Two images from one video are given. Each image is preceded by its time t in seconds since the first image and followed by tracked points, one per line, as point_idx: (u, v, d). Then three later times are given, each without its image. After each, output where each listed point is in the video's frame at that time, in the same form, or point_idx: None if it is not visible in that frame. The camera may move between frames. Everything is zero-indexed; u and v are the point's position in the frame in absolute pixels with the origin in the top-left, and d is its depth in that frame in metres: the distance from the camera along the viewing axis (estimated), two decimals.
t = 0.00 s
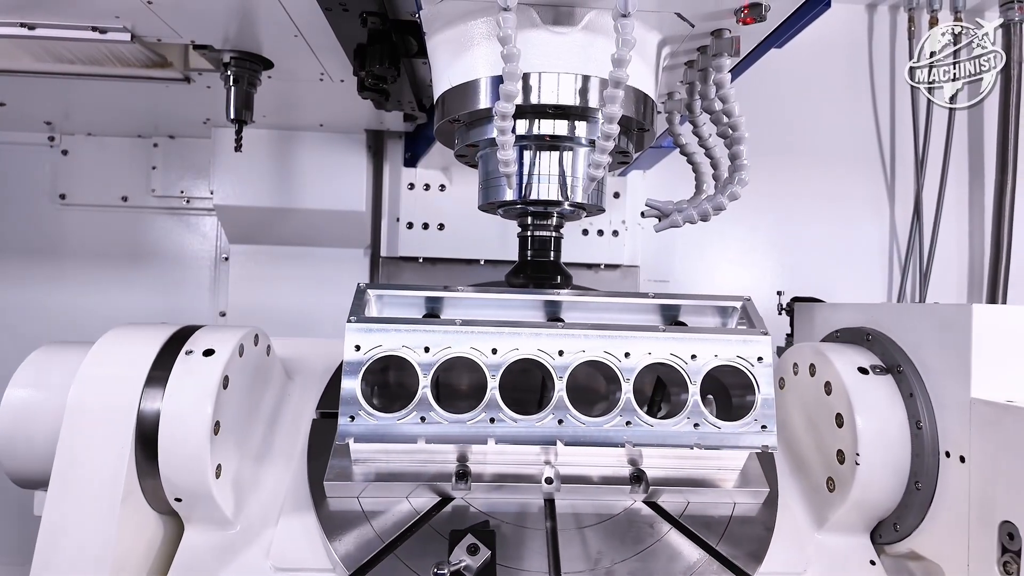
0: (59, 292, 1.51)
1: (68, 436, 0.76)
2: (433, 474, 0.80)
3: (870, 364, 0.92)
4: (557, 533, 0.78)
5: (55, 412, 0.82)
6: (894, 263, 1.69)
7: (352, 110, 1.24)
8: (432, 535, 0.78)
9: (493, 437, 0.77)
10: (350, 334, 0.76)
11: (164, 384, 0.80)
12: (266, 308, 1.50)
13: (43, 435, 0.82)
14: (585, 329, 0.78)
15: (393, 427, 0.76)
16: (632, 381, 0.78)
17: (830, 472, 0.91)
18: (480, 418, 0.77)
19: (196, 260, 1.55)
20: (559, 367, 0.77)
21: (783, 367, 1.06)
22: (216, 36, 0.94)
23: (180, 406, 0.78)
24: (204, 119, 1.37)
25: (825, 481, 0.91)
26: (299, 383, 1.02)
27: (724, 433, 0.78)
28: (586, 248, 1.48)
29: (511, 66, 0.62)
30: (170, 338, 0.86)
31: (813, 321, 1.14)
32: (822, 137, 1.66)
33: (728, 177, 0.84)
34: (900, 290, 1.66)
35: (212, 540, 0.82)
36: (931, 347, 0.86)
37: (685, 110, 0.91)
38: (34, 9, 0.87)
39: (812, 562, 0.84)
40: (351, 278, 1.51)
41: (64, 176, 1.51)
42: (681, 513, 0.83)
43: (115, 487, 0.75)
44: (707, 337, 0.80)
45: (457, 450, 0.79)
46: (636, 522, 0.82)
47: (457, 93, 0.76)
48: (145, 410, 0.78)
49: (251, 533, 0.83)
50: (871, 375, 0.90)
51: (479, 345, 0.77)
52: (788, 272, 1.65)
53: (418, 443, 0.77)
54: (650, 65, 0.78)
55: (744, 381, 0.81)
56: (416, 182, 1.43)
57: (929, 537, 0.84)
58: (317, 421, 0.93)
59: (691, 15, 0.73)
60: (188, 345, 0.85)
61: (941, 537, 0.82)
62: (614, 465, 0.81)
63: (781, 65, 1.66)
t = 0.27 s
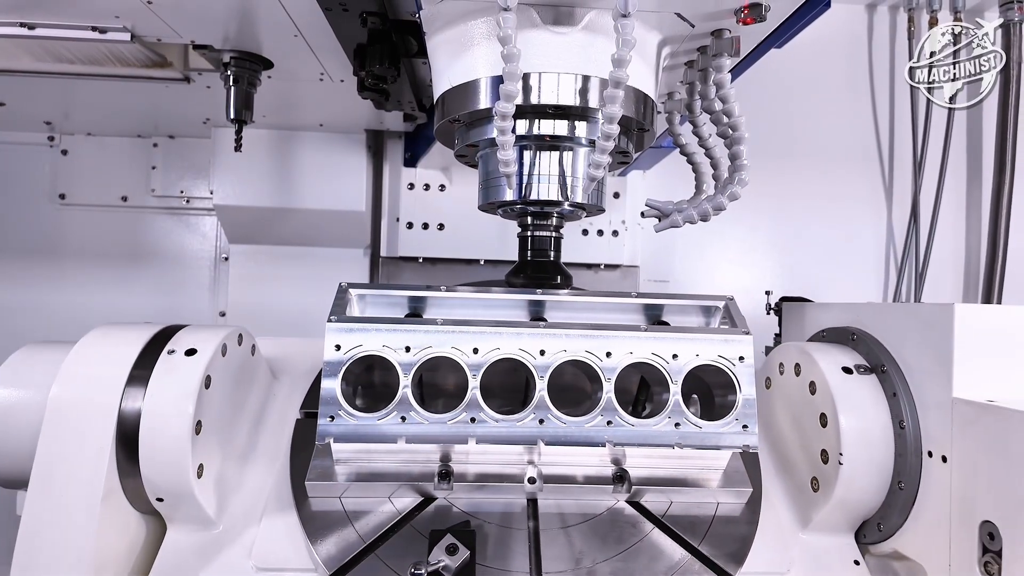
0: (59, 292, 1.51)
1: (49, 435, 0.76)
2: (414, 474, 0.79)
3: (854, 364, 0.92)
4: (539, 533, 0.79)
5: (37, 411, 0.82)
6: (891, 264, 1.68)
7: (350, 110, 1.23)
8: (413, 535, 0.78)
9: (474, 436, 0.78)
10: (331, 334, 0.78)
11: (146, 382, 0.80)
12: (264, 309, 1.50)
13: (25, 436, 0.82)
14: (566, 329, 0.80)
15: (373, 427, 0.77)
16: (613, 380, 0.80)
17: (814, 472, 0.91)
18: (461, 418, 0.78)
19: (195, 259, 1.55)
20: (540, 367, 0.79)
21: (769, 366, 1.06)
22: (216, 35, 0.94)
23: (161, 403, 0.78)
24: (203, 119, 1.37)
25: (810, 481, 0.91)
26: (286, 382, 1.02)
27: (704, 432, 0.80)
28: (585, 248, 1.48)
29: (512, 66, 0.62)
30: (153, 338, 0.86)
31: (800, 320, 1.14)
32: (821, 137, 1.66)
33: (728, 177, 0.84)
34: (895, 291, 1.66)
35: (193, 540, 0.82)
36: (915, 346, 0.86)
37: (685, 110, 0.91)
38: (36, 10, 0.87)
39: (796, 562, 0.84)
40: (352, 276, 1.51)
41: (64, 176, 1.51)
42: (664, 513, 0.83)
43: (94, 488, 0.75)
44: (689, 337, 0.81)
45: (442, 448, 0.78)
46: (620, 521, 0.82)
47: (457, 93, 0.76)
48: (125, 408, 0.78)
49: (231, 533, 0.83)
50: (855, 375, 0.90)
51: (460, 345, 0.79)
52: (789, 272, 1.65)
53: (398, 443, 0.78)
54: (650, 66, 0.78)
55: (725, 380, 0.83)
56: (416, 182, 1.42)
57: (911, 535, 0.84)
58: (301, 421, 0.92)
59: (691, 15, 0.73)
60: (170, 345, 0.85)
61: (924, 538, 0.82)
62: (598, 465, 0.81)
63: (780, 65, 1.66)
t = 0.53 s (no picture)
0: (58, 292, 1.51)
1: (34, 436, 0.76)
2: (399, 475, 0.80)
3: (840, 364, 0.92)
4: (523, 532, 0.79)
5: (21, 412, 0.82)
6: (887, 265, 1.68)
7: (348, 110, 1.23)
8: (398, 535, 0.78)
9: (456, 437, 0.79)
10: (314, 334, 0.79)
11: (129, 381, 0.80)
12: (263, 311, 1.50)
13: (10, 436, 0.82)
14: (550, 329, 0.81)
15: (357, 427, 0.78)
16: (596, 381, 0.81)
17: (801, 472, 0.91)
18: (445, 418, 0.79)
19: (195, 259, 1.55)
20: (524, 367, 0.80)
21: (757, 366, 1.06)
22: (215, 36, 0.94)
23: (145, 403, 0.78)
24: (203, 119, 1.37)
25: (797, 481, 0.91)
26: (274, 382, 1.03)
27: (687, 432, 0.81)
28: (585, 248, 1.48)
29: (511, 67, 0.63)
30: (139, 337, 0.86)
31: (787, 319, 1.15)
32: (819, 138, 1.66)
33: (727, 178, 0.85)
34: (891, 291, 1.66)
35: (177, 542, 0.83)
36: (900, 346, 0.86)
37: (685, 111, 0.91)
38: (37, 10, 0.87)
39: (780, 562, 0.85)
40: (352, 276, 1.51)
41: (64, 176, 1.51)
42: (649, 513, 0.83)
43: (77, 488, 0.75)
44: (672, 337, 0.83)
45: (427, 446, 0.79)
46: (605, 521, 0.82)
47: (456, 94, 0.76)
48: (108, 409, 0.78)
49: (216, 533, 0.84)
50: (841, 375, 0.90)
51: (444, 345, 0.80)
52: (789, 272, 1.65)
53: (382, 443, 0.78)
54: (650, 66, 0.78)
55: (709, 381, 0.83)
56: (416, 182, 1.42)
57: (897, 535, 0.85)
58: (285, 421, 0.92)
59: (691, 16, 0.73)
60: (154, 346, 0.84)
61: (908, 538, 0.83)
62: (584, 465, 0.82)
63: (779, 65, 1.66)
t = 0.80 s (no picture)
0: (59, 291, 1.51)
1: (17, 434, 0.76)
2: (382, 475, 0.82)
3: (826, 363, 0.92)
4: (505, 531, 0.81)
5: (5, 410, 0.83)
6: (884, 266, 1.68)
7: (347, 109, 1.23)
8: (382, 534, 0.80)
9: (438, 436, 0.79)
10: (294, 332, 0.78)
11: (113, 379, 0.80)
12: (264, 312, 1.50)
13: None
14: (533, 327, 0.80)
15: (337, 426, 0.78)
16: (579, 379, 0.80)
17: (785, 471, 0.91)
18: (426, 417, 0.78)
19: (195, 259, 1.55)
20: (506, 365, 0.79)
21: (744, 365, 1.07)
22: (216, 36, 0.94)
23: (127, 401, 0.79)
24: (203, 119, 1.37)
25: (781, 480, 0.91)
26: (261, 381, 1.04)
27: (669, 430, 0.80)
28: (585, 248, 1.48)
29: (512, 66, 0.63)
30: (123, 336, 0.86)
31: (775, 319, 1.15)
32: (818, 137, 1.66)
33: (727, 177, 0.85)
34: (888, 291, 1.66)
35: (161, 540, 0.84)
36: (885, 346, 0.86)
37: (685, 110, 0.91)
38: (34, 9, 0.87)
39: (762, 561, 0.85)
40: (351, 275, 1.51)
41: (64, 175, 1.51)
42: (632, 512, 0.85)
43: (58, 487, 0.75)
44: (656, 335, 0.81)
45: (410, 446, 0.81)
46: (588, 519, 0.84)
47: (456, 93, 0.76)
48: (91, 407, 0.79)
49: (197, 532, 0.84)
50: (826, 374, 0.91)
51: (426, 344, 0.79)
52: (789, 272, 1.65)
53: (364, 441, 0.78)
54: (651, 65, 0.79)
55: (692, 379, 0.82)
56: (416, 182, 1.42)
57: (881, 534, 0.85)
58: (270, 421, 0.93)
59: (691, 15, 0.73)
60: (138, 344, 0.85)
61: (890, 537, 0.83)
62: (567, 465, 0.83)
63: (778, 64, 1.66)
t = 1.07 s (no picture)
0: (60, 290, 1.51)
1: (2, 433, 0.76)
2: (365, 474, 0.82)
3: (812, 363, 0.93)
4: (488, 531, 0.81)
5: None
6: (881, 267, 1.68)
7: (349, 108, 1.23)
8: (365, 534, 0.81)
9: (420, 435, 0.78)
10: (276, 331, 0.78)
11: (96, 376, 0.80)
12: (264, 313, 1.50)
13: None
14: (516, 327, 0.80)
15: (319, 425, 0.77)
16: (563, 378, 0.80)
17: (772, 471, 0.91)
18: (408, 416, 0.78)
19: (196, 259, 1.55)
20: (489, 364, 0.79)
21: (732, 364, 1.07)
22: (217, 35, 0.94)
23: (110, 400, 0.79)
24: (204, 119, 1.37)
25: (768, 480, 0.91)
26: (248, 380, 1.04)
27: (653, 429, 0.80)
28: (587, 247, 1.48)
29: (515, 65, 0.62)
30: (107, 335, 0.86)
31: (765, 319, 1.15)
32: (818, 137, 1.66)
33: (729, 177, 0.85)
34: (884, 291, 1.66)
35: (145, 540, 0.84)
36: (870, 346, 0.86)
37: (688, 110, 0.91)
38: (37, 9, 0.87)
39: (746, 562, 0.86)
40: (350, 275, 1.50)
41: (64, 175, 1.51)
42: (616, 511, 0.86)
43: (40, 486, 0.75)
44: (640, 334, 0.81)
45: (394, 446, 0.81)
46: (573, 518, 0.85)
47: (457, 94, 0.76)
48: (74, 406, 0.79)
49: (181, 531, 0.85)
50: (812, 373, 0.91)
51: (409, 343, 0.79)
52: (789, 272, 1.65)
53: (345, 441, 0.78)
54: (653, 63, 0.78)
55: (676, 379, 0.82)
56: (417, 182, 1.42)
57: (866, 533, 0.85)
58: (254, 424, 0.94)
59: (694, 14, 0.73)
60: (122, 343, 0.85)
61: (876, 537, 0.83)
62: (552, 464, 0.83)
63: (780, 64, 1.66)
